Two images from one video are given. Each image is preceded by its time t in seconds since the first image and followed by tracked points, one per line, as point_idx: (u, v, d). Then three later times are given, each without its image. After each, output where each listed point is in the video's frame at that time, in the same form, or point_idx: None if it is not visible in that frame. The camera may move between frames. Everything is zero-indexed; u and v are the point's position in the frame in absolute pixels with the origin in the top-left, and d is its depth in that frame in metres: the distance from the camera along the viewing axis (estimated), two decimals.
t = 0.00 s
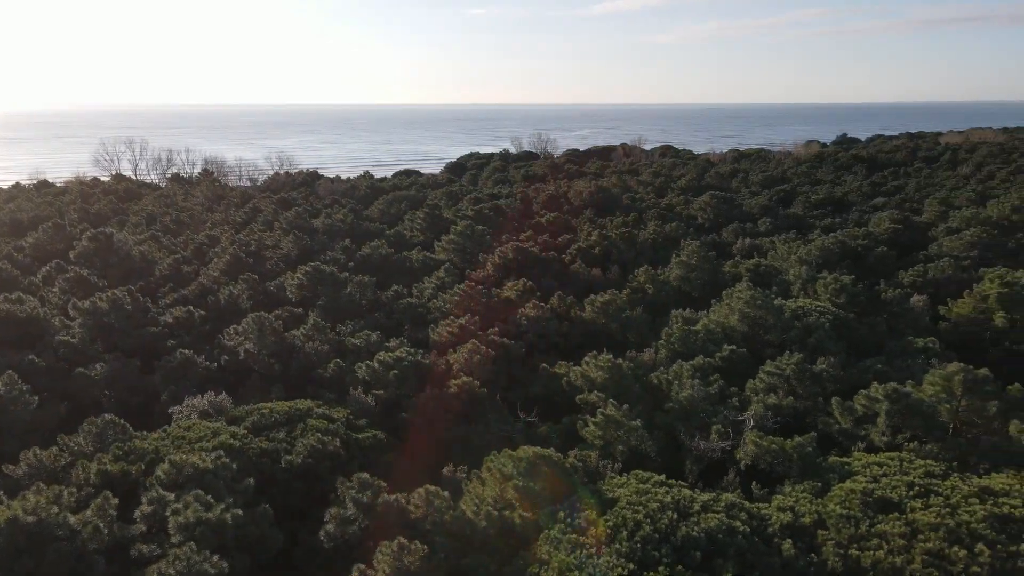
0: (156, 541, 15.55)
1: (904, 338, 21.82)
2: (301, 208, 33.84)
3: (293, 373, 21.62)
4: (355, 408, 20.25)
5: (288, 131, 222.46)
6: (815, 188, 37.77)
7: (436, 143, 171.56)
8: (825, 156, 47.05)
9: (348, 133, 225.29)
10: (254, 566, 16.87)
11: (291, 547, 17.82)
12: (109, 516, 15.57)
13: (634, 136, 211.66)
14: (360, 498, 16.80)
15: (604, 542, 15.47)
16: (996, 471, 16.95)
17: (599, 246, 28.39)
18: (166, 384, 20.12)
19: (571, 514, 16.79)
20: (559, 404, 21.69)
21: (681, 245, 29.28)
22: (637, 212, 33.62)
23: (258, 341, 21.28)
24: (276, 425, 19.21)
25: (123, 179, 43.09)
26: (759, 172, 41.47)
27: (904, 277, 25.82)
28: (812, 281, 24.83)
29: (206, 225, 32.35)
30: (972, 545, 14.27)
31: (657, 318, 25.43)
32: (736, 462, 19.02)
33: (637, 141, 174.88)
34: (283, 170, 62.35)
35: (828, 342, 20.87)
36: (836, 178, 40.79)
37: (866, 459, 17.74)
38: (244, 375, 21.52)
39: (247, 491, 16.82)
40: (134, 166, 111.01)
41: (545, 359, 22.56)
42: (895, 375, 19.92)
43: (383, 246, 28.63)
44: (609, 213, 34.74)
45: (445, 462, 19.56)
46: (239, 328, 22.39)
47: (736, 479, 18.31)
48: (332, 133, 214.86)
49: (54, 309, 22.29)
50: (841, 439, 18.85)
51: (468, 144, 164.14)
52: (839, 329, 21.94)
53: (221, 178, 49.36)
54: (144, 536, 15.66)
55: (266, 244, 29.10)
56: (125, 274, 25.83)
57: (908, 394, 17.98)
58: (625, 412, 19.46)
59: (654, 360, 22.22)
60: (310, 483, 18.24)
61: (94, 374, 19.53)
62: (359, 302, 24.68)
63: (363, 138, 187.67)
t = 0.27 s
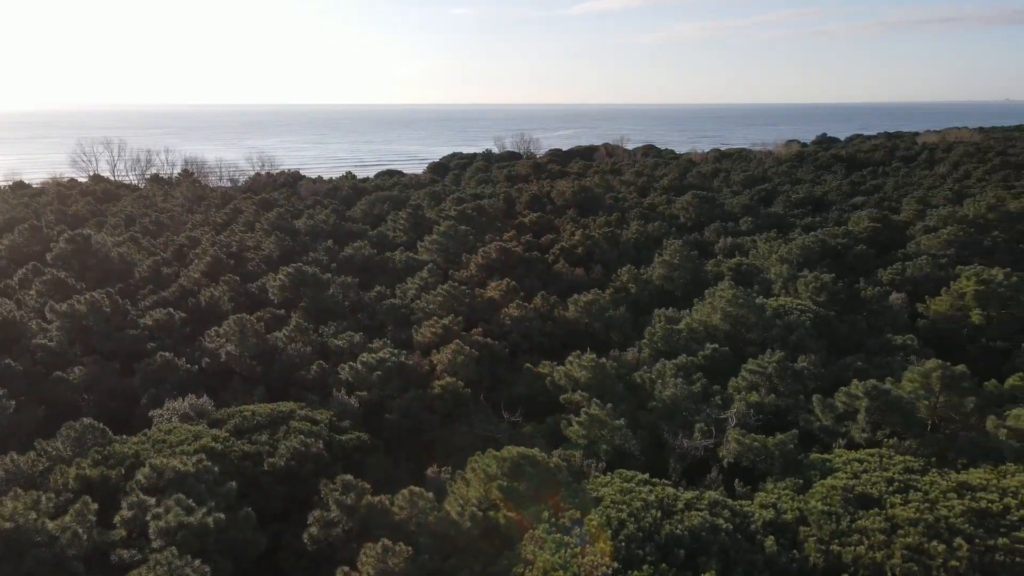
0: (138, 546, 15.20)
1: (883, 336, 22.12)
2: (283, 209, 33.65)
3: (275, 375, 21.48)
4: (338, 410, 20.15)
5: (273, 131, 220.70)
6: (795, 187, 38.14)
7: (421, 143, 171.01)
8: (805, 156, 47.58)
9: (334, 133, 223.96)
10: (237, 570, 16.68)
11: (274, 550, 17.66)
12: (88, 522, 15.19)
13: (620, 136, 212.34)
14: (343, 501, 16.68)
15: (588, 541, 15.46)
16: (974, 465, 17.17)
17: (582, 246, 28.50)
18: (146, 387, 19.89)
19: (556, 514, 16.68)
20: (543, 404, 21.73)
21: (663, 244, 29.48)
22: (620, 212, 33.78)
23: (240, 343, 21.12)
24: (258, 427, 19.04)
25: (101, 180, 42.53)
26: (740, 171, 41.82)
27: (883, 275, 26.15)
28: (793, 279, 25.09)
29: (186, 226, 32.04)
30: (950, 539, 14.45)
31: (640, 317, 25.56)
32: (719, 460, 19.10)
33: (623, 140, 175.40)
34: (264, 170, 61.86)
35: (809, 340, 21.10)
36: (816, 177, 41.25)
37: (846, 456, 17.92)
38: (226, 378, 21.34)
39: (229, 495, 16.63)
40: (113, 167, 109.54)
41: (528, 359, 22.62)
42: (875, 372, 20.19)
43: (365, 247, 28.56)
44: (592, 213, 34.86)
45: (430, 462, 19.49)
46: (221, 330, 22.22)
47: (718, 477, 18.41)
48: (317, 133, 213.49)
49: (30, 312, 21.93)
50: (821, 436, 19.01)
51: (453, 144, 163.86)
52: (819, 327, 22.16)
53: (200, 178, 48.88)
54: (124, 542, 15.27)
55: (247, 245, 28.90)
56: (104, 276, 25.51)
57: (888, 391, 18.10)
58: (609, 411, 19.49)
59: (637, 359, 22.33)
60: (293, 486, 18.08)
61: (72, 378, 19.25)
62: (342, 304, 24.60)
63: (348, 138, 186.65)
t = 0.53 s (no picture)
0: (118, 551, 14.93)
1: (863, 334, 22.38)
2: (265, 209, 33.42)
3: (258, 377, 21.32)
4: (321, 412, 20.03)
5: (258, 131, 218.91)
6: (777, 186, 38.46)
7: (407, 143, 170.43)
8: (786, 155, 48.04)
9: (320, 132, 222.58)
10: (220, 575, 16.49)
11: (257, 554, 17.49)
12: (67, 527, 14.89)
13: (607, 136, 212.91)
14: (327, 503, 16.56)
15: (574, 540, 15.41)
16: (952, 461, 17.38)
17: (566, 246, 28.57)
18: (127, 391, 19.66)
19: (540, 514, 16.58)
20: (528, 404, 21.74)
21: (646, 244, 29.63)
22: (603, 211, 33.91)
23: (221, 345, 20.95)
24: (240, 430, 18.86)
25: (78, 181, 41.94)
26: (723, 171, 42.10)
27: (863, 274, 26.45)
28: (774, 278, 25.31)
29: (166, 228, 31.72)
30: (930, 534, 14.61)
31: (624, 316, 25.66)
32: (702, 459, 19.17)
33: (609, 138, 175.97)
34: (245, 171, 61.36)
35: (790, 338, 21.28)
36: (797, 177, 41.65)
37: (827, 453, 18.08)
38: (208, 380, 21.15)
39: (211, 499, 16.44)
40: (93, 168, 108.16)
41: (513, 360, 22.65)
42: (855, 370, 20.42)
43: (348, 248, 28.46)
44: (575, 212, 34.95)
45: (414, 464, 19.41)
46: (202, 333, 22.04)
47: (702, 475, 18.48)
48: (302, 133, 212.12)
49: (6, 315, 21.58)
50: (803, 433, 19.16)
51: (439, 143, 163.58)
52: (800, 325, 22.36)
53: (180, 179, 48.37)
54: (105, 547, 14.98)
55: (229, 246, 28.67)
56: (82, 279, 25.19)
57: (868, 388, 18.34)
58: (593, 410, 19.52)
59: (621, 358, 22.42)
60: (276, 489, 17.92)
61: (50, 382, 18.98)
62: (325, 305, 24.49)
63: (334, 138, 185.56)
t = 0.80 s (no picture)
0: (98, 557, 14.71)
1: (843, 332, 22.62)
2: (246, 210, 33.17)
3: (240, 380, 21.16)
4: (305, 414, 19.91)
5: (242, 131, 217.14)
6: (758, 185, 38.77)
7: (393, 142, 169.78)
8: (768, 155, 48.47)
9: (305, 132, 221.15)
10: None
11: (240, 558, 17.32)
12: (45, 533, 14.64)
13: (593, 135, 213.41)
14: (311, 506, 16.43)
15: (560, 540, 15.37)
16: (931, 456, 17.59)
17: (549, 246, 28.63)
18: (106, 394, 19.44)
19: (525, 514, 16.53)
20: (512, 404, 21.74)
21: (629, 244, 29.76)
22: (586, 211, 34.01)
23: (203, 348, 20.76)
24: (222, 433, 18.68)
25: (55, 182, 41.33)
26: (705, 170, 42.35)
27: (844, 272, 26.73)
28: (756, 277, 25.52)
29: (145, 229, 31.37)
30: (910, 529, 14.77)
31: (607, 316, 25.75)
32: (685, 457, 19.22)
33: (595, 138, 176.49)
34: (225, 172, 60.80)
35: (772, 336, 21.46)
36: (778, 176, 42.04)
37: (809, 450, 18.23)
38: (189, 383, 20.95)
39: (194, 502, 16.25)
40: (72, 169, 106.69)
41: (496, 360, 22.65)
42: (836, 367, 20.63)
43: (331, 249, 28.33)
44: (558, 212, 35.04)
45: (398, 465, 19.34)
46: (183, 335, 21.84)
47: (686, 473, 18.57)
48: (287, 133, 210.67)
49: None
50: (785, 431, 19.30)
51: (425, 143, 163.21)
52: (782, 323, 22.55)
53: (160, 180, 47.83)
54: (84, 553, 14.74)
55: (210, 248, 28.43)
56: (60, 281, 24.85)
57: (848, 385, 18.55)
58: (577, 410, 19.54)
59: (605, 357, 22.49)
60: (259, 492, 17.76)
61: (27, 386, 18.70)
62: (308, 306, 24.36)
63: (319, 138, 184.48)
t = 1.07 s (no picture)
0: (77, 564, 14.48)
1: (824, 330, 22.84)
2: (227, 211, 32.91)
3: (221, 382, 20.99)
4: (288, 416, 19.78)
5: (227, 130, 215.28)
6: (740, 185, 39.04)
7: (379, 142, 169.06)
8: (749, 154, 48.84)
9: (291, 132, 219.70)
10: None
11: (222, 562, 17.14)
12: (23, 540, 14.39)
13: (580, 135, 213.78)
14: (294, 509, 16.28)
15: (544, 540, 15.35)
16: (910, 452, 17.80)
17: (533, 245, 28.66)
18: (85, 398, 19.22)
19: (510, 514, 16.49)
20: (496, 404, 21.73)
21: (612, 243, 29.87)
22: (569, 211, 34.09)
23: (184, 350, 20.58)
24: (204, 436, 18.50)
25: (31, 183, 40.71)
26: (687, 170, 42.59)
27: (824, 270, 26.98)
28: (738, 276, 25.70)
29: (124, 231, 31.01)
30: (890, 524, 14.93)
31: (591, 315, 25.82)
32: (669, 456, 19.27)
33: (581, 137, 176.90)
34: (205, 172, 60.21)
35: (754, 335, 21.62)
36: (760, 175, 42.39)
37: (791, 447, 18.37)
38: (170, 386, 20.76)
39: (175, 507, 16.06)
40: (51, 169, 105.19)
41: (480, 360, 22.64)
42: (817, 365, 20.84)
43: (313, 250, 28.19)
44: (542, 212, 35.08)
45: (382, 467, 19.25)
46: (163, 338, 21.65)
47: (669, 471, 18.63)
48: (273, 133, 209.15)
49: None
50: (767, 428, 19.43)
51: (410, 143, 162.58)
52: (764, 322, 22.73)
53: (139, 181, 47.29)
54: (63, 560, 14.51)
55: (190, 249, 28.18)
56: (37, 284, 24.51)
57: (828, 382, 18.76)
58: (561, 409, 19.56)
59: (588, 357, 22.55)
60: (242, 495, 17.61)
61: (4, 390, 18.44)
62: (290, 308, 24.23)
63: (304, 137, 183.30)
